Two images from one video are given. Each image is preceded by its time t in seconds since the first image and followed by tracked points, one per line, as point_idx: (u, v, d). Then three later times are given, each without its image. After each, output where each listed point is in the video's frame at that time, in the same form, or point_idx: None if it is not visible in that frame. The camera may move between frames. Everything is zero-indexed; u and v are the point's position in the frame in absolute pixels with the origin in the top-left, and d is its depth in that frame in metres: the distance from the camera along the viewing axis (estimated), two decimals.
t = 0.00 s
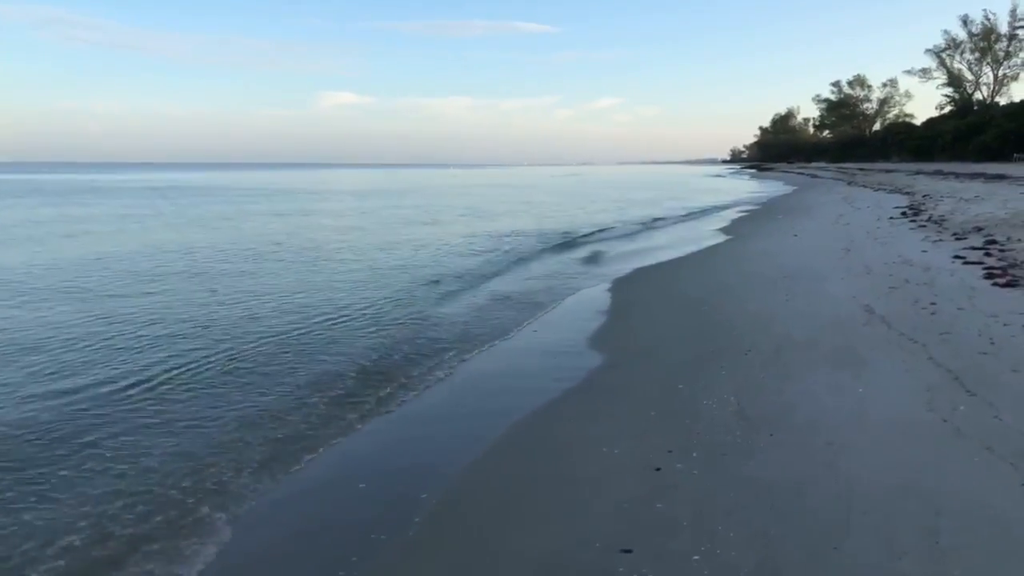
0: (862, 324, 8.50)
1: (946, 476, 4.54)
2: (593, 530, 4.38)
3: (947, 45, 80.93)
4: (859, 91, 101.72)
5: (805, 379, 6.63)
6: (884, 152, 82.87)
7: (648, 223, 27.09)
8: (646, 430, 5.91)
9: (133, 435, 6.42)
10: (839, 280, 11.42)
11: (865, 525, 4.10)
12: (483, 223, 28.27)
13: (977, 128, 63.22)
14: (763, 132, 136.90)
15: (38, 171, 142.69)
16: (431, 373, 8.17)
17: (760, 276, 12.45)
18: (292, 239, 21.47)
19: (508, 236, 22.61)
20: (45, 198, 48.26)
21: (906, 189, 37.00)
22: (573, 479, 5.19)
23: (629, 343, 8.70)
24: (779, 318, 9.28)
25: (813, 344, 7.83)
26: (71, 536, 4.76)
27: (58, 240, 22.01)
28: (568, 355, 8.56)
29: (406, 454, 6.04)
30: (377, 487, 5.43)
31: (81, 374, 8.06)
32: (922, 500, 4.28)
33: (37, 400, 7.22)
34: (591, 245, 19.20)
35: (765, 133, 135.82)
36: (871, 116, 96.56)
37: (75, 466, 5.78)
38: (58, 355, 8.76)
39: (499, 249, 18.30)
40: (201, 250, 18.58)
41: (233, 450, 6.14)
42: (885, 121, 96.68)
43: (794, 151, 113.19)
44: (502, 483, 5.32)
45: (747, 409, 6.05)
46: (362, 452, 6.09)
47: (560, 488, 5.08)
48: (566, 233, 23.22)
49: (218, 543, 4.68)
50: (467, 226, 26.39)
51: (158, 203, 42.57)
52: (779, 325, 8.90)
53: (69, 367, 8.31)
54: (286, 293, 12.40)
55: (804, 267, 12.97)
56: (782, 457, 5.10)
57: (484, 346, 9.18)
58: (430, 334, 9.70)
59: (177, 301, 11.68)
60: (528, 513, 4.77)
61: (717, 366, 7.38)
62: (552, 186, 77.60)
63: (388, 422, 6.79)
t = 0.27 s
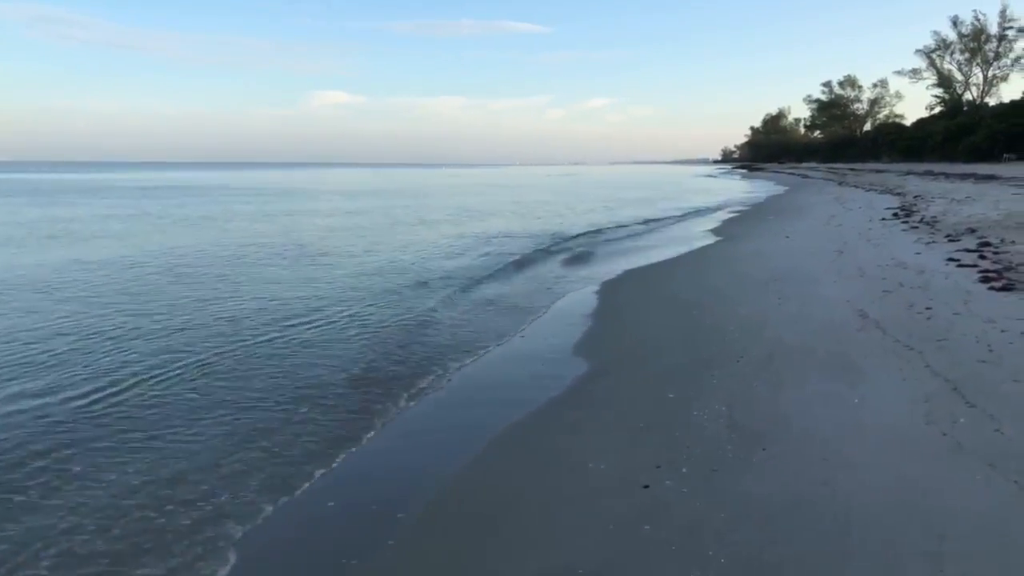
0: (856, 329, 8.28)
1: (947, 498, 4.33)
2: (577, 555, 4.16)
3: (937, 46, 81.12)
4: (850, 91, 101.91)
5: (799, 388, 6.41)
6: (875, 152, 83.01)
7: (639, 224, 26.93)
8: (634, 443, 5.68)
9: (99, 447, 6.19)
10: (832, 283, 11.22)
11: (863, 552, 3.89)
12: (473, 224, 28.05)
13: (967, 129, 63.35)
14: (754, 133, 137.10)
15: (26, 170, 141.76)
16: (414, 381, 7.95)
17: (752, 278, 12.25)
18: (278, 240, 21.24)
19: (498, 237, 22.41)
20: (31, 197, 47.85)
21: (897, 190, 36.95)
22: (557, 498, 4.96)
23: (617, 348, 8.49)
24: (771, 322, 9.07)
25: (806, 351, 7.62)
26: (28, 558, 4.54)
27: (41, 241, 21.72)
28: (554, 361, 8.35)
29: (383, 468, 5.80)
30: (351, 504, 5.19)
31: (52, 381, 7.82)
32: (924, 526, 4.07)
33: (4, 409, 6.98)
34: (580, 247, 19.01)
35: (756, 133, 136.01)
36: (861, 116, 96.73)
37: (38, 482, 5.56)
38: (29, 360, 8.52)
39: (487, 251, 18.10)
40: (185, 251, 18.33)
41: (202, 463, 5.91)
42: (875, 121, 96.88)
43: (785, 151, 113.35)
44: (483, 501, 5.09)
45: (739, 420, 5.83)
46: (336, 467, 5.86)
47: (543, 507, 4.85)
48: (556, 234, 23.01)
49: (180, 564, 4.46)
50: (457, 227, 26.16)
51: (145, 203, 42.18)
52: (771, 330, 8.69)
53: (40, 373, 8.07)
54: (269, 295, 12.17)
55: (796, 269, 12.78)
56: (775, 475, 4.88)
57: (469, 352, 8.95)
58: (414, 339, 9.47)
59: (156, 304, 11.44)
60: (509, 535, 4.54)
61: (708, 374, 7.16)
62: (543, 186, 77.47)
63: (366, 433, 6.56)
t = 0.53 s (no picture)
0: (843, 330, 8.10)
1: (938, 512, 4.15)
2: None
3: (921, 45, 81.49)
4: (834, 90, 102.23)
5: (784, 393, 6.22)
6: (860, 151, 83.36)
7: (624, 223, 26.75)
8: (613, 451, 5.47)
9: (53, 472, 5.93)
10: (817, 282, 11.06)
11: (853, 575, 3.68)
12: (458, 222, 27.83)
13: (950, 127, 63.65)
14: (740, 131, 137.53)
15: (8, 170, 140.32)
16: (388, 387, 7.76)
17: (737, 277, 12.08)
18: (259, 240, 20.98)
19: (482, 236, 22.22)
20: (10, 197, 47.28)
21: (881, 187, 36.99)
22: (531, 517, 4.75)
23: (598, 351, 8.31)
24: (755, 323, 8.88)
25: (791, 353, 7.42)
26: None
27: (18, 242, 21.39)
28: (533, 364, 8.16)
29: (350, 489, 5.57)
30: (314, 533, 4.96)
31: (14, 392, 7.59)
32: (916, 545, 3.88)
33: None
34: (564, 246, 18.87)
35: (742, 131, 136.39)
36: (846, 115, 97.05)
37: None
38: None
39: (470, 251, 17.92)
40: (164, 252, 18.06)
41: (162, 485, 5.71)
42: (860, 119, 97.34)
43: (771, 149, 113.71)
44: (453, 523, 4.89)
45: (721, 426, 5.62)
46: (301, 487, 5.62)
47: (517, 529, 4.64)
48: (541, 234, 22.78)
49: None
50: (441, 227, 25.87)
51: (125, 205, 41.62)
52: (756, 331, 8.49)
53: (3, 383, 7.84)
54: (245, 297, 11.95)
55: (780, 269, 12.60)
56: (760, 487, 4.67)
57: (445, 357, 8.71)
58: (389, 344, 9.22)
59: (125, 311, 11.14)
60: (480, 560, 4.33)
61: (690, 378, 6.96)
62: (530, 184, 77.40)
63: (334, 449, 6.31)
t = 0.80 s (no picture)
0: (840, 337, 7.86)
1: (941, 537, 3.91)
2: None
3: (918, 44, 81.34)
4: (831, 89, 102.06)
5: (779, 405, 5.97)
6: (857, 150, 83.22)
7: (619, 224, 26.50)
8: (600, 469, 5.22)
9: (13, 487, 5.67)
10: (814, 286, 10.83)
11: None
12: (452, 224, 27.58)
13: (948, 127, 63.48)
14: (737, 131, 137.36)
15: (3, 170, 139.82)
16: (371, 394, 7.52)
17: (732, 281, 11.85)
18: (250, 243, 20.74)
19: (475, 238, 21.97)
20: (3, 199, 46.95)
21: (879, 188, 36.77)
22: (512, 541, 4.50)
23: (588, 359, 8.08)
24: (750, 329, 8.65)
25: (786, 362, 7.19)
26: None
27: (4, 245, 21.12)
28: (521, 372, 7.93)
29: (324, 504, 5.32)
30: (282, 552, 4.70)
31: None
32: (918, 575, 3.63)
33: None
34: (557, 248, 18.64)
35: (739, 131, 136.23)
36: (843, 115, 96.90)
37: None
38: None
39: (462, 253, 17.68)
40: (151, 255, 17.79)
41: (129, 500, 5.47)
42: (857, 119, 97.17)
43: (768, 149, 113.54)
44: (429, 544, 4.65)
45: (713, 442, 5.37)
46: (272, 501, 5.36)
47: (496, 553, 4.39)
48: (535, 236, 22.53)
49: None
50: (434, 229, 25.59)
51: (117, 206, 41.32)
52: (750, 338, 8.25)
53: None
54: (230, 301, 11.71)
55: (776, 272, 12.36)
56: (753, 509, 4.42)
57: (429, 364, 8.45)
58: (373, 351, 8.97)
59: (105, 315, 10.88)
60: None
61: (681, 389, 6.71)
62: (526, 185, 77.17)
63: (309, 460, 6.06)
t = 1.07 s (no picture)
0: (842, 343, 7.60)
1: (955, 561, 3.65)
2: None
3: (917, 45, 81.18)
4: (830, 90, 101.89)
5: (779, 415, 5.71)
6: (855, 152, 83.04)
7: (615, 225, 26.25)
8: (592, 481, 4.96)
9: None
10: (815, 289, 10.58)
11: None
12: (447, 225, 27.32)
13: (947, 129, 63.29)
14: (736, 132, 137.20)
15: None
16: (355, 399, 7.27)
17: (730, 283, 11.60)
18: (242, 243, 20.47)
19: (470, 239, 21.72)
20: None
21: (878, 189, 36.53)
22: (497, 558, 4.24)
23: (581, 364, 7.83)
24: (749, 333, 8.39)
25: (787, 368, 6.92)
26: None
27: None
28: (512, 377, 7.68)
29: (302, 516, 5.07)
30: (247, 571, 4.40)
31: None
32: None
33: None
34: (553, 250, 18.39)
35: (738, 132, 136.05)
36: (842, 116, 96.74)
37: None
38: None
39: (456, 254, 17.42)
40: (140, 255, 17.51)
41: (97, 511, 5.22)
42: (856, 120, 97.00)
43: (767, 150, 113.37)
44: (410, 560, 4.40)
45: (711, 454, 5.11)
46: (243, 516, 5.08)
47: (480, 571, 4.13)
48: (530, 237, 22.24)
49: None
50: (428, 230, 25.32)
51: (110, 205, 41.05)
52: (749, 342, 7.99)
53: None
54: (217, 303, 11.45)
55: (774, 275, 12.08)
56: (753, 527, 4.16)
57: (418, 368, 8.20)
58: (358, 356, 8.68)
59: (84, 316, 10.60)
60: None
61: (678, 396, 6.45)
62: (524, 185, 76.95)
63: (284, 471, 5.77)
